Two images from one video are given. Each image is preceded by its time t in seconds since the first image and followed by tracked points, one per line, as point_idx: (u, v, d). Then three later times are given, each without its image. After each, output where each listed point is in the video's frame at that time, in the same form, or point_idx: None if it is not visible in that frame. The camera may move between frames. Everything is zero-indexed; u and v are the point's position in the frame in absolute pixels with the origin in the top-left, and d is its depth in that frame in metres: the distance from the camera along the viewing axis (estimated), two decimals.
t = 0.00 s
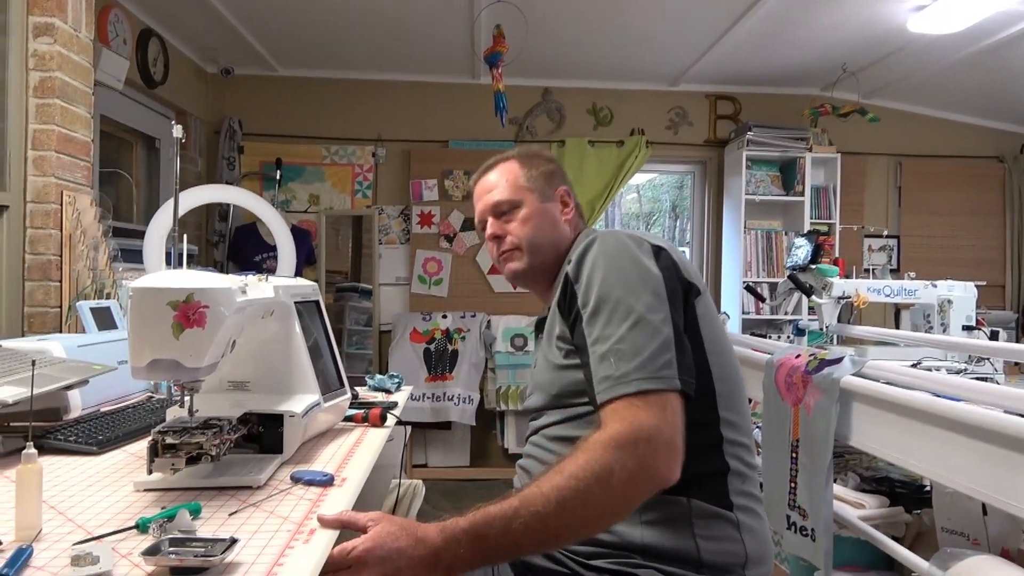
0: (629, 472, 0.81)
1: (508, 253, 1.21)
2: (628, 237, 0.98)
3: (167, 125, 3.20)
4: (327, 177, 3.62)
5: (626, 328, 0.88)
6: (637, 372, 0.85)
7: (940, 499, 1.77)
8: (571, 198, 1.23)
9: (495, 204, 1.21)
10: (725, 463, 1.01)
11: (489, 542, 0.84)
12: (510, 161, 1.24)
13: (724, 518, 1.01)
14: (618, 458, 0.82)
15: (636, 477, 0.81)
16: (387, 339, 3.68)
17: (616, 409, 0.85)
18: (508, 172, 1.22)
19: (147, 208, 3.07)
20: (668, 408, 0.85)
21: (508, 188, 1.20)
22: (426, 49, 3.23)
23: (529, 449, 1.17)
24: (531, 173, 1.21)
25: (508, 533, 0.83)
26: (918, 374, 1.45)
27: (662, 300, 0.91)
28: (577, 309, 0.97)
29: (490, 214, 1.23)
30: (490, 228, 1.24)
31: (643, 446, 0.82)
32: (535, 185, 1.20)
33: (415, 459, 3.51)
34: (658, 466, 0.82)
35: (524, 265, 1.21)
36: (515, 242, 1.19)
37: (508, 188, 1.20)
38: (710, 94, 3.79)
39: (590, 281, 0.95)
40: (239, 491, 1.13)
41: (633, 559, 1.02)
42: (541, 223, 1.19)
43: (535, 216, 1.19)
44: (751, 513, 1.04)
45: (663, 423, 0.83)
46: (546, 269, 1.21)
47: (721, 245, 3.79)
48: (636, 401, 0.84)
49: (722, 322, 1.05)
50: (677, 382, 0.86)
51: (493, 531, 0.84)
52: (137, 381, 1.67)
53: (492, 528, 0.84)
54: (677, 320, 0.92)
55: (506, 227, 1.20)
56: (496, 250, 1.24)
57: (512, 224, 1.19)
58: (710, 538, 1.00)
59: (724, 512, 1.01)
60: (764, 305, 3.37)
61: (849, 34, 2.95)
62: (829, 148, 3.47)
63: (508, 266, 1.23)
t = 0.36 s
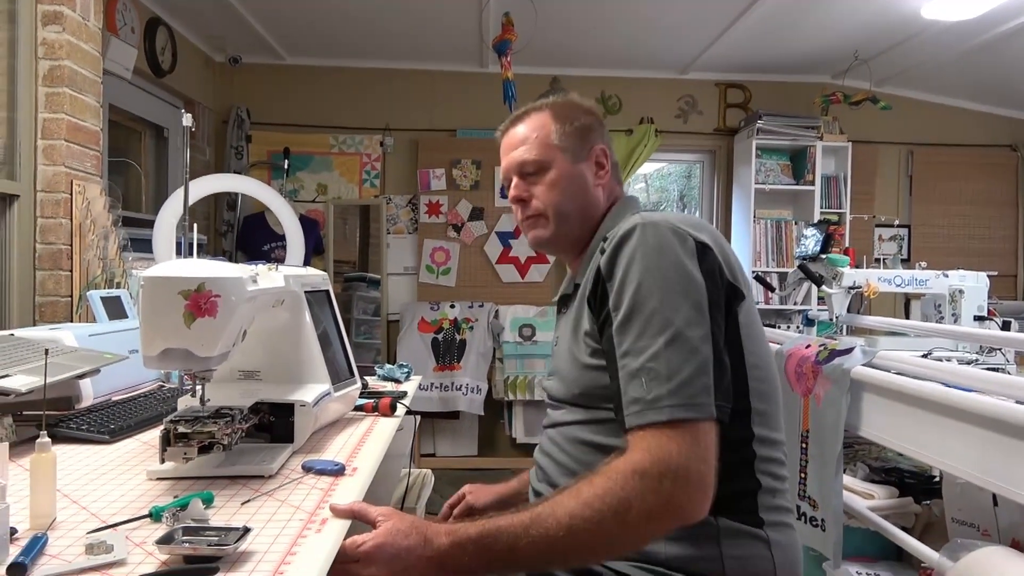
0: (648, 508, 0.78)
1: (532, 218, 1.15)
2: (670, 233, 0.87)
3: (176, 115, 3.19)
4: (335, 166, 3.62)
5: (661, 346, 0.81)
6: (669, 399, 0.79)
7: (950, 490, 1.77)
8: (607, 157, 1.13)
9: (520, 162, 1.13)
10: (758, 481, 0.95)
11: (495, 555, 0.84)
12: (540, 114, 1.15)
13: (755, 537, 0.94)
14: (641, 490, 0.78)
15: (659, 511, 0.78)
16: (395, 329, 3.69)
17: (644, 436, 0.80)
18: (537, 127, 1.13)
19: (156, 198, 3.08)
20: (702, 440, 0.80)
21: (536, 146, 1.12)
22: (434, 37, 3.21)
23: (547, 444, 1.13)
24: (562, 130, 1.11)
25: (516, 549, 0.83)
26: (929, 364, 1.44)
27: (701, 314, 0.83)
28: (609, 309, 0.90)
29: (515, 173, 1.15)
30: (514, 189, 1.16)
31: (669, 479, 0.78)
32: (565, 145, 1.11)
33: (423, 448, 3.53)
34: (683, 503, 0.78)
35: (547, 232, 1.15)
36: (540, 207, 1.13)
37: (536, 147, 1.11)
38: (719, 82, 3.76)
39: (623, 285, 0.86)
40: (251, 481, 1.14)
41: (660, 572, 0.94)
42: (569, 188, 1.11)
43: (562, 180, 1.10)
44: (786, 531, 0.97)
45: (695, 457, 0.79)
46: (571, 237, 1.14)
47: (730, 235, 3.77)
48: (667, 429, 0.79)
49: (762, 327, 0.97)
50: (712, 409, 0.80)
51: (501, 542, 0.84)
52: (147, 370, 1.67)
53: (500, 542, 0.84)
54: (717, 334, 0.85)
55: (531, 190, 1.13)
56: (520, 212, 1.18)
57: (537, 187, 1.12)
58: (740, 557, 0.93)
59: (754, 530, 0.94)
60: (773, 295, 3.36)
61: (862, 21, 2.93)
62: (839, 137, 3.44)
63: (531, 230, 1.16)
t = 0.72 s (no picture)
0: (736, 542, 0.70)
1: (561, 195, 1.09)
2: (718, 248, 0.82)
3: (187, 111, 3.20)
4: (346, 164, 3.62)
5: (732, 364, 0.74)
6: (748, 419, 0.72)
7: (958, 497, 1.77)
8: (652, 140, 1.06)
9: (556, 134, 1.06)
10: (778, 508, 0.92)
11: None
12: (584, 80, 1.06)
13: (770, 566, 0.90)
14: (723, 519, 0.70)
15: (743, 544, 0.70)
16: (403, 326, 3.70)
17: (719, 465, 0.73)
18: (579, 96, 1.05)
19: (167, 194, 3.09)
20: (790, 461, 0.72)
21: (576, 118, 1.04)
22: (446, 36, 3.21)
23: (561, 451, 1.11)
24: (606, 104, 1.04)
25: None
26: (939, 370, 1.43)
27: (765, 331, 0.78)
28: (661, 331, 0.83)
29: (550, 146, 1.08)
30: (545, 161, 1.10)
31: (755, 505, 0.70)
32: (608, 122, 1.03)
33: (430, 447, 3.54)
34: (773, 533, 0.70)
35: (573, 213, 1.09)
36: (570, 186, 1.07)
37: (576, 120, 1.04)
38: (731, 84, 3.75)
39: (678, 306, 0.79)
40: (263, 477, 1.14)
41: None
42: (604, 171, 1.04)
43: (599, 161, 1.04)
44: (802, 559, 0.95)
45: (784, 481, 0.71)
46: (598, 223, 1.08)
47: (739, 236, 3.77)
48: (748, 452, 0.71)
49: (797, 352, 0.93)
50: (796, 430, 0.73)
51: None
52: (158, 365, 1.68)
53: None
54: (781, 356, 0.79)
55: (564, 165, 1.07)
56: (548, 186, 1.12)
57: (570, 164, 1.05)
58: None
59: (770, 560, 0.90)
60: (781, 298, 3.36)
61: (876, 24, 2.91)
62: (851, 140, 3.43)
63: (557, 208, 1.11)
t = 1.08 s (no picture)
0: (712, 556, 0.69)
1: (565, 186, 1.08)
2: (721, 260, 0.80)
3: (191, 113, 3.21)
4: (349, 165, 3.63)
5: (722, 371, 0.72)
6: (732, 427, 0.70)
7: (962, 497, 1.77)
8: (662, 139, 1.06)
9: (568, 121, 1.04)
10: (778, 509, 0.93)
11: None
12: (601, 65, 1.03)
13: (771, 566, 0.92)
14: (688, 538, 0.70)
15: (714, 561, 0.69)
16: (406, 328, 3.71)
17: (693, 479, 0.72)
18: (595, 82, 1.03)
19: (171, 195, 3.11)
20: (769, 473, 0.69)
21: (590, 106, 1.03)
22: (448, 37, 3.21)
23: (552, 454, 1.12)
24: (622, 95, 1.02)
25: None
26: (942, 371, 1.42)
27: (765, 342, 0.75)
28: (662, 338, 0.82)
29: (559, 134, 1.06)
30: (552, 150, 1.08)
31: (723, 522, 0.69)
32: (622, 116, 1.02)
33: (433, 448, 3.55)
34: (747, 547, 0.69)
35: (577, 205, 1.08)
36: (576, 178, 1.06)
37: (590, 110, 1.03)
38: (734, 85, 3.74)
39: (676, 314, 0.79)
40: (266, 478, 1.15)
41: None
42: (615, 164, 1.03)
43: (610, 154, 1.03)
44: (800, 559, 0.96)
45: (758, 496, 0.69)
46: (601, 218, 1.07)
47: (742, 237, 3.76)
48: (721, 466, 0.70)
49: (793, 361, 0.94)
50: (781, 443, 0.70)
51: None
52: (162, 367, 1.69)
53: None
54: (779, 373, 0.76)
55: (571, 156, 1.06)
56: (552, 176, 1.10)
57: (578, 156, 1.05)
58: None
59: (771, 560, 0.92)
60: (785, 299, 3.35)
61: (879, 24, 2.91)
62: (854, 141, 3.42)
63: (561, 197, 1.09)
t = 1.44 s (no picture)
0: (670, 549, 0.71)
1: (549, 195, 1.06)
2: (692, 258, 0.83)
3: (189, 112, 3.21)
4: (346, 166, 3.63)
5: (691, 363, 0.73)
6: (695, 419, 0.71)
7: (954, 502, 1.77)
8: (642, 153, 1.09)
9: (556, 126, 1.04)
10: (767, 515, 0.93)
11: None
12: (588, 71, 1.04)
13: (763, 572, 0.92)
14: (649, 533, 0.73)
15: (671, 556, 0.71)
16: (402, 329, 3.71)
17: (655, 475, 0.74)
18: (583, 89, 1.03)
19: (168, 195, 3.11)
20: (725, 464, 0.70)
21: (578, 113, 1.03)
22: (447, 40, 3.22)
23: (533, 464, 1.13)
24: (608, 103, 1.04)
25: None
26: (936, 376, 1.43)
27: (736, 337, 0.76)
28: (636, 338, 0.84)
29: (545, 141, 1.05)
30: (535, 157, 1.07)
31: (677, 517, 0.71)
32: (609, 126, 1.04)
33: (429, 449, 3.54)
34: (703, 538, 0.70)
35: (561, 212, 1.06)
36: (562, 187, 1.05)
37: (579, 118, 1.03)
38: (731, 89, 3.75)
39: (650, 311, 0.81)
40: (259, 480, 1.15)
41: None
42: (599, 173, 1.04)
43: (596, 162, 1.04)
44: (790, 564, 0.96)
45: (714, 489, 0.69)
46: (584, 226, 1.06)
47: (739, 240, 3.77)
48: (678, 462, 0.71)
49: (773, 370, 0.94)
50: (745, 433, 0.71)
51: None
52: (157, 367, 1.69)
53: None
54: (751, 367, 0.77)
55: (558, 163, 1.05)
56: (533, 184, 1.09)
57: (566, 164, 1.04)
58: None
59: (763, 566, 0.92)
60: (781, 303, 3.36)
61: (876, 30, 2.91)
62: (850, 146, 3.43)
63: (543, 206, 1.07)
